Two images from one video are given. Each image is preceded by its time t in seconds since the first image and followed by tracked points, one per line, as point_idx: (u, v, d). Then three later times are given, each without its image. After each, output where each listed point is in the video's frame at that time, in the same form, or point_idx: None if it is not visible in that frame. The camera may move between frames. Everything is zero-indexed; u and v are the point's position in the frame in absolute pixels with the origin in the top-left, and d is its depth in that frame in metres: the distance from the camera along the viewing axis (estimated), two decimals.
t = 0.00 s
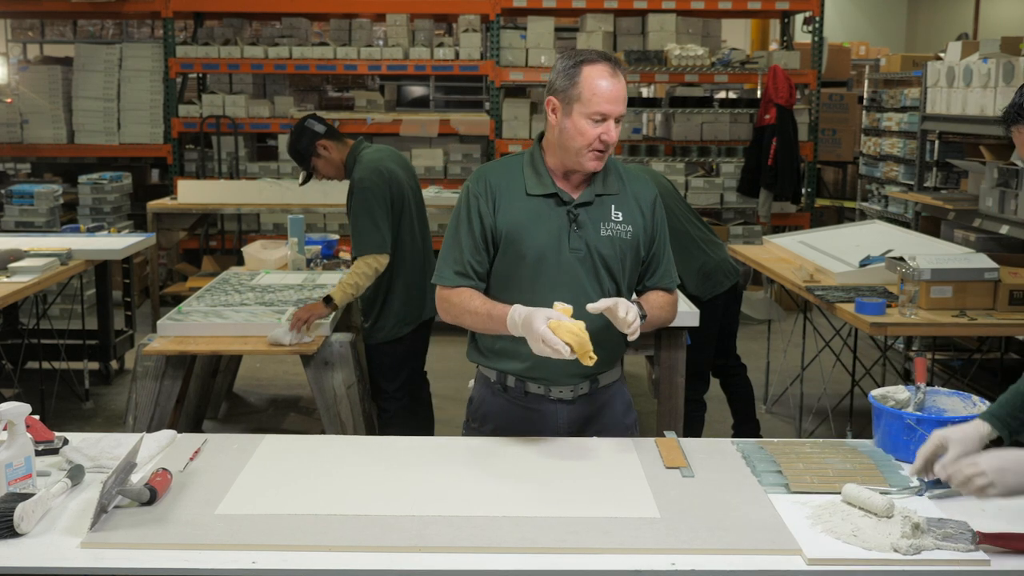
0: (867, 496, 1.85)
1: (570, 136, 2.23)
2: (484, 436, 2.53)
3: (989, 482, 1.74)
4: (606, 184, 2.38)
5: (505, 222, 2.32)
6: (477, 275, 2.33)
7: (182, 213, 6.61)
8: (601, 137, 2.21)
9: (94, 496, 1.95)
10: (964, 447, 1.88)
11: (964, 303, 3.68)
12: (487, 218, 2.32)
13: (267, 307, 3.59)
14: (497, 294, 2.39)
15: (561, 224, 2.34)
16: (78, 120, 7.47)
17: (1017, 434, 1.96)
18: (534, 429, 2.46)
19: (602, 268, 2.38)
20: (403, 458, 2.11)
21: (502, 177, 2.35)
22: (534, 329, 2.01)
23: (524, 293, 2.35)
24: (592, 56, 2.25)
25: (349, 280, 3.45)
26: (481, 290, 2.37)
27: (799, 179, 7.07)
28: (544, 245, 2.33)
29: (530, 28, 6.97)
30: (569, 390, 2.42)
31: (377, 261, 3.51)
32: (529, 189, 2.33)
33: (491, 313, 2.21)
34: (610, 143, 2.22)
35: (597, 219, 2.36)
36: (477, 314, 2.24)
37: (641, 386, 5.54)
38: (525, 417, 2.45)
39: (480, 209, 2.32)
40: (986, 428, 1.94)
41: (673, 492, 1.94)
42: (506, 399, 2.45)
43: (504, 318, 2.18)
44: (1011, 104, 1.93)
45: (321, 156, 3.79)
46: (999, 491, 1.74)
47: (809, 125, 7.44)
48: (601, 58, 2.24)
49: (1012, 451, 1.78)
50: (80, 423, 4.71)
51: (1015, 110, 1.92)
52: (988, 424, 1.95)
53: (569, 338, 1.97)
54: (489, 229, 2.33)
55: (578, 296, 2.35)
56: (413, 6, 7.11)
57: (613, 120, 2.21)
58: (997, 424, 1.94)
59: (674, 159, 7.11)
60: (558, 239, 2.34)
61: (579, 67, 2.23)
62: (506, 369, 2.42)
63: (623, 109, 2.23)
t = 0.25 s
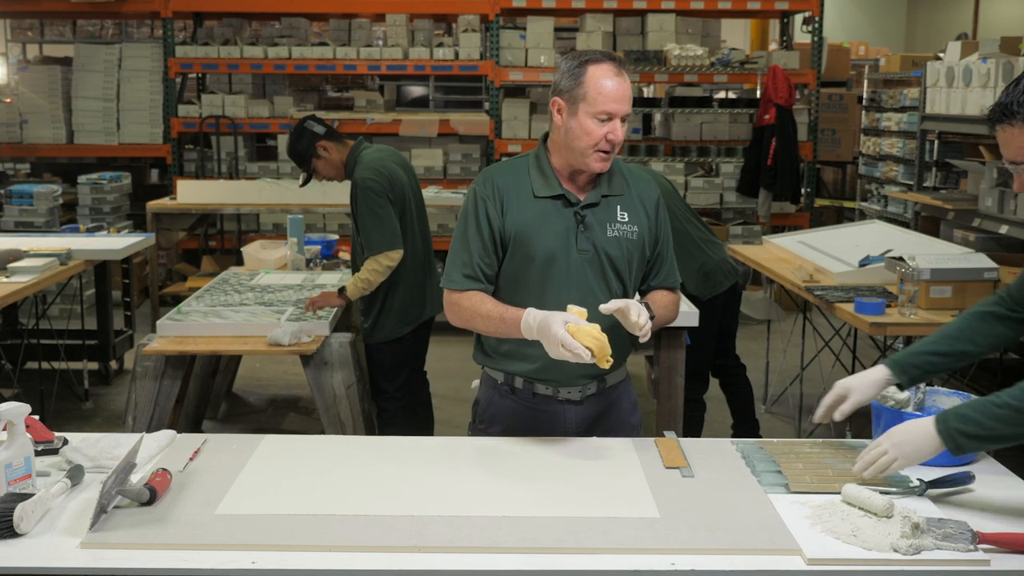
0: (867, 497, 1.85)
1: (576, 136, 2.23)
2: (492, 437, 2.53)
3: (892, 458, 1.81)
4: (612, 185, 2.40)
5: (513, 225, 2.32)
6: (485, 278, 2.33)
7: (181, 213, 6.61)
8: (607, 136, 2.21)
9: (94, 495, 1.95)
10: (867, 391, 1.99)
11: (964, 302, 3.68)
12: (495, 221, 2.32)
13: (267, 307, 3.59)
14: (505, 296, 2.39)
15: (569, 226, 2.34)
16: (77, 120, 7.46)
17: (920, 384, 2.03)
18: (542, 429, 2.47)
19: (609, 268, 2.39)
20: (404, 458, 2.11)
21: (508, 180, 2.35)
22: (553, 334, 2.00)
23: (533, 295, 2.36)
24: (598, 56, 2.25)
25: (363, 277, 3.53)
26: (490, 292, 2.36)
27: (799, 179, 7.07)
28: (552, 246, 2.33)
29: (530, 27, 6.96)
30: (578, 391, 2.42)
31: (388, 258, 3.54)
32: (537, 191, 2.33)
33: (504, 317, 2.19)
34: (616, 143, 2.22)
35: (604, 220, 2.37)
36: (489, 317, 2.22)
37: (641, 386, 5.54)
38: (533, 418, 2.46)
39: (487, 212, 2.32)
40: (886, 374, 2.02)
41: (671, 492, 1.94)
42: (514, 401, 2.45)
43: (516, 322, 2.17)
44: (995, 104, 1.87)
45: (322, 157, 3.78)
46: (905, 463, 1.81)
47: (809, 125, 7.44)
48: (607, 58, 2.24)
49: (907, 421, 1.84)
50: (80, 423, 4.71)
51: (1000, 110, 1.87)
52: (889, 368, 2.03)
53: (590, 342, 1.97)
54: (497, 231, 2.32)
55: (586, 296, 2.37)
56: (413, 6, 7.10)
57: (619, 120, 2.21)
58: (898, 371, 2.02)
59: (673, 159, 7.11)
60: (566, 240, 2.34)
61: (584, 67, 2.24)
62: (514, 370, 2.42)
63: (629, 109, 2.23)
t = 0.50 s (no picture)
0: (867, 496, 1.85)
1: (575, 129, 2.23)
2: (494, 437, 2.54)
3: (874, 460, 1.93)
4: (614, 186, 2.40)
5: (516, 224, 2.32)
6: (488, 277, 2.33)
7: (181, 213, 6.60)
8: (604, 131, 2.20)
9: (93, 495, 1.95)
10: (830, 404, 2.15)
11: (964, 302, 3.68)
12: (498, 220, 2.32)
13: (267, 307, 3.59)
14: (508, 296, 2.39)
15: (571, 226, 2.35)
16: (77, 120, 7.46)
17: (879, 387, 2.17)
18: (544, 430, 2.47)
19: (611, 268, 2.40)
20: (404, 458, 2.11)
21: (512, 180, 2.35)
22: (558, 335, 1.99)
23: (536, 295, 2.36)
24: (605, 54, 2.26)
25: (365, 279, 3.52)
26: (492, 292, 2.36)
27: (798, 179, 7.07)
28: (555, 246, 2.33)
29: (529, 27, 6.96)
30: (580, 391, 2.43)
31: (390, 261, 3.54)
32: (540, 191, 2.33)
33: (508, 318, 2.19)
34: (614, 140, 2.21)
35: (606, 221, 2.38)
36: (493, 317, 2.22)
37: (641, 386, 5.55)
38: (535, 418, 2.46)
39: (491, 211, 2.32)
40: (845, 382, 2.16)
41: (671, 492, 1.94)
42: (516, 401, 2.46)
43: (520, 323, 2.16)
44: (962, 114, 1.87)
45: (323, 159, 3.78)
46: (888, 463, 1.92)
47: (808, 125, 7.44)
48: (613, 56, 2.25)
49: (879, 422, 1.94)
50: (79, 423, 4.70)
51: (969, 120, 1.86)
52: (849, 377, 2.16)
53: (596, 343, 1.97)
54: (500, 231, 2.32)
55: (588, 296, 2.37)
56: (412, 6, 7.10)
57: (617, 115, 2.20)
58: (858, 378, 2.15)
59: (672, 159, 7.11)
60: (569, 240, 2.34)
61: (589, 63, 2.24)
62: (516, 371, 2.42)
63: (630, 108, 2.22)
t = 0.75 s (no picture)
0: (861, 495, 1.85)
1: (561, 116, 2.27)
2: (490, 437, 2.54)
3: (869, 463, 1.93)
4: (612, 185, 2.40)
5: (514, 221, 2.32)
6: (486, 274, 2.32)
7: (176, 213, 6.59)
8: (586, 116, 2.23)
9: (87, 496, 1.94)
10: (815, 406, 2.16)
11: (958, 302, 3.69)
12: (496, 217, 2.32)
13: (262, 307, 3.59)
14: (506, 292, 2.39)
15: (569, 225, 2.35)
16: (72, 120, 7.45)
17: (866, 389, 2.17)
18: (540, 429, 2.47)
19: (608, 268, 2.40)
20: (399, 458, 2.11)
21: (511, 177, 2.35)
22: (558, 332, 1.99)
23: (533, 293, 2.36)
24: (601, 50, 2.31)
25: (360, 280, 3.52)
26: (489, 289, 2.36)
27: (794, 179, 7.08)
28: (552, 244, 2.33)
29: (525, 27, 6.96)
30: (576, 391, 2.43)
31: (385, 262, 3.53)
32: (538, 188, 2.33)
33: (506, 315, 2.18)
34: (596, 126, 2.23)
35: (604, 220, 2.38)
36: (490, 314, 2.21)
37: (636, 386, 5.55)
38: (530, 418, 2.46)
39: (489, 208, 2.32)
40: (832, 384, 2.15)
41: (666, 492, 1.94)
42: (512, 400, 2.46)
43: (518, 320, 2.16)
44: (945, 110, 1.88)
45: (318, 159, 3.78)
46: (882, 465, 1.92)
47: (804, 125, 7.45)
48: (608, 51, 2.30)
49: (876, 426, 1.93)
50: (74, 424, 4.70)
51: (952, 116, 1.87)
52: (835, 378, 2.16)
53: (596, 340, 1.96)
54: (498, 228, 2.32)
55: (585, 294, 2.37)
56: (408, 6, 7.09)
57: (602, 102, 2.23)
58: (844, 380, 2.15)
59: (668, 159, 7.12)
60: (566, 238, 2.34)
61: (584, 56, 2.30)
62: (512, 369, 2.42)
63: (618, 100, 2.25)
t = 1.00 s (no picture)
0: (853, 494, 1.86)
1: (552, 116, 2.28)
2: (484, 436, 2.54)
3: (847, 459, 1.89)
4: (605, 185, 2.40)
5: (508, 220, 2.32)
6: (481, 273, 2.32)
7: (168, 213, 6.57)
8: (577, 115, 2.24)
9: (80, 497, 1.94)
10: (800, 404, 2.16)
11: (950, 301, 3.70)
12: (491, 216, 2.32)
13: (254, 307, 3.59)
14: (501, 292, 2.39)
15: (562, 224, 2.35)
16: (63, 120, 7.42)
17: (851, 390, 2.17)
18: (534, 429, 2.47)
19: (602, 267, 2.40)
20: (393, 458, 2.11)
21: (505, 177, 2.35)
22: (552, 336, 1.99)
23: (528, 292, 2.36)
24: (592, 49, 2.31)
25: (352, 280, 3.52)
26: (484, 288, 2.36)
27: (786, 179, 7.09)
28: (546, 243, 2.34)
29: (517, 27, 6.96)
30: (569, 390, 2.43)
31: (377, 262, 3.53)
32: (531, 187, 2.34)
33: (501, 315, 2.18)
34: (587, 125, 2.24)
35: (597, 220, 2.38)
36: (486, 314, 2.21)
37: (630, 386, 5.55)
38: (524, 418, 2.46)
39: (483, 206, 2.32)
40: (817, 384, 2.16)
41: (660, 492, 1.94)
42: (505, 400, 2.46)
43: (514, 321, 2.16)
44: (934, 113, 1.88)
45: (310, 159, 3.78)
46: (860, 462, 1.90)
47: (796, 125, 7.47)
48: (599, 50, 2.30)
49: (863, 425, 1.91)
50: (66, 425, 4.68)
51: (941, 119, 1.87)
52: (820, 378, 2.17)
53: (591, 346, 1.97)
54: (492, 226, 2.33)
55: (578, 293, 2.37)
56: (400, 5, 7.08)
57: (592, 101, 2.24)
58: (828, 379, 2.16)
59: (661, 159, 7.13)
60: (560, 238, 2.35)
61: (576, 56, 2.30)
62: (505, 369, 2.42)
63: (609, 98, 2.25)
